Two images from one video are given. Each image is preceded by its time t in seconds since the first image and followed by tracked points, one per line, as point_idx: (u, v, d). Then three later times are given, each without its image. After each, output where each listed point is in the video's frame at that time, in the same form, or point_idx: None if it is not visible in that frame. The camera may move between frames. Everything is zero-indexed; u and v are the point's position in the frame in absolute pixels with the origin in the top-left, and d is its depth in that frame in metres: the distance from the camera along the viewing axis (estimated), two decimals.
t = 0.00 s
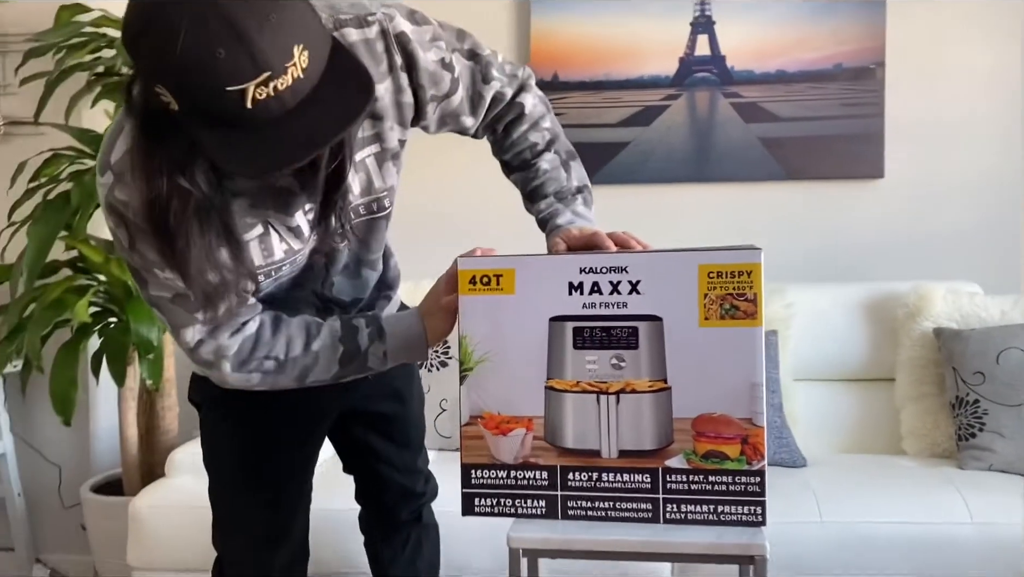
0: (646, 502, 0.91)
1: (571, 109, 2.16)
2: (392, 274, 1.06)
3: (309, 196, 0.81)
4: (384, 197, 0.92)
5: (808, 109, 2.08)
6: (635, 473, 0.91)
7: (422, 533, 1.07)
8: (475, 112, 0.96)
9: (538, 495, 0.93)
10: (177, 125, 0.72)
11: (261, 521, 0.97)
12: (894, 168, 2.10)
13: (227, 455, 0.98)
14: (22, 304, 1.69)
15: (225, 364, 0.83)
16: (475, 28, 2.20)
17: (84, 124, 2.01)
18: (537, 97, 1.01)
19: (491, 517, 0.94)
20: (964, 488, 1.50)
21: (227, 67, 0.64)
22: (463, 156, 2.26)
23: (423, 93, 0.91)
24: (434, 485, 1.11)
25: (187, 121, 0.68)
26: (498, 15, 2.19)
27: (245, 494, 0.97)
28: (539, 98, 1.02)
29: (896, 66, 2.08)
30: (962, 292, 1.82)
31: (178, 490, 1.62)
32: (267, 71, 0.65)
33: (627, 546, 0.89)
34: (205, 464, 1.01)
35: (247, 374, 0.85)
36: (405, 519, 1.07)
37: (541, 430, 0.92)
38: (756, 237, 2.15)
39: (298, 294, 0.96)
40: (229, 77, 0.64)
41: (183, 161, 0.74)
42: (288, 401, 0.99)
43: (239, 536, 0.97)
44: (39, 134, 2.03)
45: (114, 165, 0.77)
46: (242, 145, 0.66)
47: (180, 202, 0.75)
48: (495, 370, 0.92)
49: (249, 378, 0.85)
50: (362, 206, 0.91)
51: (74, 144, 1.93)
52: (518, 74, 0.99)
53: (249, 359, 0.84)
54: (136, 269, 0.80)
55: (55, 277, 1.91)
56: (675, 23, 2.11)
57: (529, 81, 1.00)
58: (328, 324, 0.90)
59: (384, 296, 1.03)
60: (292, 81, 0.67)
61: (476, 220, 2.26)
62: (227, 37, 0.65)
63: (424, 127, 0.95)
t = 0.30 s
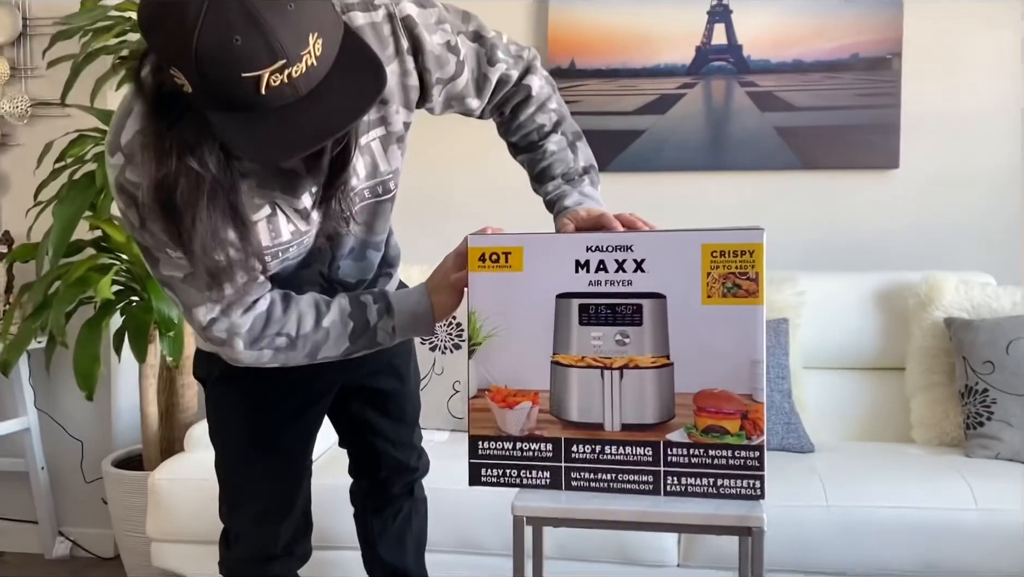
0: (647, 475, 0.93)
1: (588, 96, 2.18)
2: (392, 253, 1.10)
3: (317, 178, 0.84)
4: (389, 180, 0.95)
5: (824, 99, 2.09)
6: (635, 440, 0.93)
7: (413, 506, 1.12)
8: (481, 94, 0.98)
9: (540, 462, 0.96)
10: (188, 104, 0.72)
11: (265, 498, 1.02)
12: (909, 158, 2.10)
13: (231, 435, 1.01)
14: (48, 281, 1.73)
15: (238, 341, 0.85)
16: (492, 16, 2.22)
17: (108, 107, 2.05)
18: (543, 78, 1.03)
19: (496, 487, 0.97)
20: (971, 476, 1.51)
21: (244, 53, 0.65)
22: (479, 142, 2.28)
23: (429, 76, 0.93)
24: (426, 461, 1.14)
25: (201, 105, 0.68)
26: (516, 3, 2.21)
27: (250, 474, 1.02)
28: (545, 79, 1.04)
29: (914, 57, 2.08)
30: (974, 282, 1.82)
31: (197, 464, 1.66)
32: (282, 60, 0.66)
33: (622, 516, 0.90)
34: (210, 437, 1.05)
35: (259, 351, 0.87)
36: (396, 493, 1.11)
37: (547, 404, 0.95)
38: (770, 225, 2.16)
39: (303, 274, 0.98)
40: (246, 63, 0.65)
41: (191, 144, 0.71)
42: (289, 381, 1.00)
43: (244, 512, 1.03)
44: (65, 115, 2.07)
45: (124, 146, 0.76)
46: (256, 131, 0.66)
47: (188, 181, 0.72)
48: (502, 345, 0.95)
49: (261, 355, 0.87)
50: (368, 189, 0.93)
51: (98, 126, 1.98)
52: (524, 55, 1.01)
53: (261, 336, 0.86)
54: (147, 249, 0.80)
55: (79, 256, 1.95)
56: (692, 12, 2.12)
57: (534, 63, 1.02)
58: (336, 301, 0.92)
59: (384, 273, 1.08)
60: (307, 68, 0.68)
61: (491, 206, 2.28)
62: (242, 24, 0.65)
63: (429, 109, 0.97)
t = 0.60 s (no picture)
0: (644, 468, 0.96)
1: (591, 93, 2.20)
2: (395, 252, 1.12)
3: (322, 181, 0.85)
4: (393, 182, 0.97)
5: (824, 96, 2.10)
6: (630, 437, 0.96)
7: (413, 497, 1.14)
8: (483, 97, 1.00)
9: (537, 456, 0.98)
10: (197, 109, 0.73)
11: (270, 490, 1.05)
12: (909, 155, 2.12)
13: (236, 430, 1.04)
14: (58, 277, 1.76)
15: (248, 339, 0.86)
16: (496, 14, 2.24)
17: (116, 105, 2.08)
18: (545, 79, 1.05)
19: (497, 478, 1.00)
20: (967, 468, 1.53)
21: (252, 57, 0.66)
22: (483, 139, 2.30)
23: (432, 81, 0.95)
24: (428, 454, 1.18)
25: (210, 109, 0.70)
26: None
27: (254, 467, 1.04)
28: (546, 80, 1.06)
29: (914, 54, 2.10)
30: (973, 278, 1.84)
31: (206, 457, 1.68)
32: (291, 62, 0.67)
33: (623, 506, 0.93)
34: (216, 432, 1.07)
35: (269, 347, 0.88)
36: (396, 484, 1.14)
37: (550, 396, 0.97)
38: (771, 221, 2.18)
39: (309, 271, 1.01)
40: (255, 65, 0.66)
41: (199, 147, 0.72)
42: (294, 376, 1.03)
43: (249, 504, 1.05)
44: (74, 113, 2.10)
45: (135, 151, 0.78)
46: (264, 132, 0.68)
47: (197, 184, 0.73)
48: (505, 340, 0.97)
49: (271, 351, 0.89)
50: (372, 192, 0.96)
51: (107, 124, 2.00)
52: (524, 57, 1.03)
53: (271, 333, 0.88)
54: (159, 251, 0.81)
55: (88, 253, 1.98)
56: (694, 10, 2.14)
57: (536, 65, 1.04)
58: (343, 298, 0.94)
59: (387, 272, 1.11)
60: (314, 70, 0.69)
61: (495, 202, 2.30)
62: (252, 28, 0.67)
63: (433, 112, 0.99)
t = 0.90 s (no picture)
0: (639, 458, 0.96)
1: (584, 87, 2.21)
2: (392, 246, 1.13)
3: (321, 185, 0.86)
4: (392, 182, 0.98)
5: (816, 88, 2.11)
6: (630, 438, 0.97)
7: (414, 490, 1.15)
8: (482, 92, 1.00)
9: (538, 457, 0.98)
10: (200, 116, 0.72)
11: (266, 482, 1.06)
12: (901, 147, 2.13)
13: (231, 424, 1.04)
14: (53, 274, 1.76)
15: (249, 340, 0.87)
16: (489, 8, 2.25)
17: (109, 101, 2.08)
18: (541, 72, 1.05)
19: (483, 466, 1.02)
20: (959, 457, 1.54)
21: (257, 65, 0.66)
22: (476, 134, 2.30)
23: (433, 80, 0.94)
24: (429, 447, 1.18)
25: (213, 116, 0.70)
26: None
27: (250, 460, 1.05)
28: (543, 72, 1.06)
29: (905, 46, 2.11)
30: (964, 268, 1.86)
31: (204, 452, 1.69)
32: (294, 68, 0.68)
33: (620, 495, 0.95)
34: (212, 426, 1.08)
35: (270, 348, 0.89)
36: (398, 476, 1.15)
37: (545, 387, 0.98)
38: (764, 213, 2.19)
39: (307, 268, 1.01)
40: (261, 73, 0.66)
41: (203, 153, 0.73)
42: (290, 370, 1.03)
43: (245, 496, 1.06)
44: (66, 110, 2.10)
45: (136, 157, 0.77)
46: (268, 137, 0.68)
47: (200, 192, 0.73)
48: (501, 331, 0.98)
49: (271, 351, 0.90)
50: (371, 192, 0.96)
51: (100, 120, 2.00)
52: (522, 50, 1.03)
53: (272, 334, 0.88)
54: (161, 256, 0.81)
55: (83, 249, 1.98)
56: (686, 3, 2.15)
57: (533, 57, 1.04)
58: (341, 296, 0.95)
59: (383, 266, 1.11)
60: (317, 75, 0.70)
61: (488, 197, 2.30)
62: (255, 35, 0.66)
63: (432, 109, 0.99)
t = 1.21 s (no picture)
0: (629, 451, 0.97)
1: (571, 85, 2.21)
2: (380, 245, 1.12)
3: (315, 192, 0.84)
4: (384, 186, 0.98)
5: (802, 85, 2.12)
6: (630, 437, 0.97)
7: (408, 488, 1.15)
8: (474, 92, 1.00)
9: (537, 456, 0.98)
10: (198, 132, 0.71)
11: (256, 482, 1.05)
12: (886, 142, 2.14)
13: (221, 423, 1.04)
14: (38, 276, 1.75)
15: (241, 348, 0.84)
16: (475, 7, 2.25)
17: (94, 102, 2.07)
18: (531, 69, 1.05)
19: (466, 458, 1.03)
20: (945, 450, 1.55)
21: (257, 83, 0.64)
22: (464, 133, 2.30)
23: (426, 84, 0.93)
24: (422, 442, 1.18)
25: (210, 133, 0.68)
26: None
27: (240, 459, 1.04)
28: (532, 70, 1.06)
29: (889, 42, 2.12)
30: (950, 263, 1.87)
31: (192, 453, 1.68)
32: (294, 84, 0.65)
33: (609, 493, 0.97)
34: (201, 427, 1.07)
35: (262, 354, 0.85)
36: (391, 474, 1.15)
37: (532, 384, 0.98)
38: (752, 210, 2.19)
39: (297, 271, 1.00)
40: (259, 90, 0.64)
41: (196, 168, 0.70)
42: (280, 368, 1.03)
43: (235, 495, 1.06)
44: (51, 112, 2.09)
45: (129, 168, 0.75)
46: (270, 155, 0.67)
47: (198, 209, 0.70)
48: (488, 328, 0.98)
49: (263, 358, 0.86)
50: (365, 194, 0.96)
51: (85, 121, 1.99)
52: (512, 47, 1.02)
53: (263, 341, 0.85)
54: (154, 268, 0.79)
55: (69, 251, 1.97)
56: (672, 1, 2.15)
57: (523, 54, 1.04)
58: (330, 299, 0.91)
59: (373, 265, 1.11)
60: (315, 89, 0.68)
61: (477, 196, 2.30)
62: (254, 52, 0.64)
63: (424, 111, 0.97)
